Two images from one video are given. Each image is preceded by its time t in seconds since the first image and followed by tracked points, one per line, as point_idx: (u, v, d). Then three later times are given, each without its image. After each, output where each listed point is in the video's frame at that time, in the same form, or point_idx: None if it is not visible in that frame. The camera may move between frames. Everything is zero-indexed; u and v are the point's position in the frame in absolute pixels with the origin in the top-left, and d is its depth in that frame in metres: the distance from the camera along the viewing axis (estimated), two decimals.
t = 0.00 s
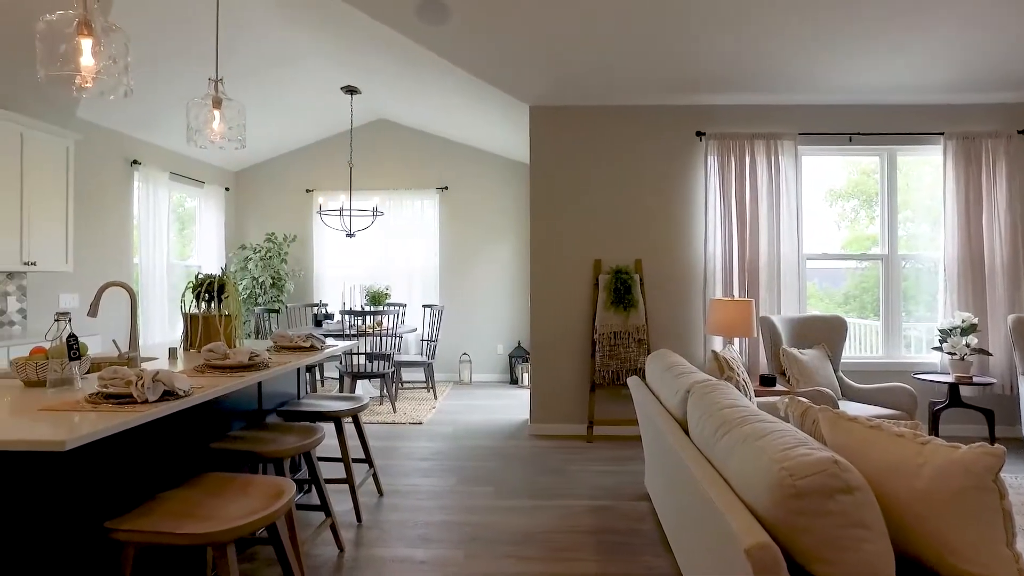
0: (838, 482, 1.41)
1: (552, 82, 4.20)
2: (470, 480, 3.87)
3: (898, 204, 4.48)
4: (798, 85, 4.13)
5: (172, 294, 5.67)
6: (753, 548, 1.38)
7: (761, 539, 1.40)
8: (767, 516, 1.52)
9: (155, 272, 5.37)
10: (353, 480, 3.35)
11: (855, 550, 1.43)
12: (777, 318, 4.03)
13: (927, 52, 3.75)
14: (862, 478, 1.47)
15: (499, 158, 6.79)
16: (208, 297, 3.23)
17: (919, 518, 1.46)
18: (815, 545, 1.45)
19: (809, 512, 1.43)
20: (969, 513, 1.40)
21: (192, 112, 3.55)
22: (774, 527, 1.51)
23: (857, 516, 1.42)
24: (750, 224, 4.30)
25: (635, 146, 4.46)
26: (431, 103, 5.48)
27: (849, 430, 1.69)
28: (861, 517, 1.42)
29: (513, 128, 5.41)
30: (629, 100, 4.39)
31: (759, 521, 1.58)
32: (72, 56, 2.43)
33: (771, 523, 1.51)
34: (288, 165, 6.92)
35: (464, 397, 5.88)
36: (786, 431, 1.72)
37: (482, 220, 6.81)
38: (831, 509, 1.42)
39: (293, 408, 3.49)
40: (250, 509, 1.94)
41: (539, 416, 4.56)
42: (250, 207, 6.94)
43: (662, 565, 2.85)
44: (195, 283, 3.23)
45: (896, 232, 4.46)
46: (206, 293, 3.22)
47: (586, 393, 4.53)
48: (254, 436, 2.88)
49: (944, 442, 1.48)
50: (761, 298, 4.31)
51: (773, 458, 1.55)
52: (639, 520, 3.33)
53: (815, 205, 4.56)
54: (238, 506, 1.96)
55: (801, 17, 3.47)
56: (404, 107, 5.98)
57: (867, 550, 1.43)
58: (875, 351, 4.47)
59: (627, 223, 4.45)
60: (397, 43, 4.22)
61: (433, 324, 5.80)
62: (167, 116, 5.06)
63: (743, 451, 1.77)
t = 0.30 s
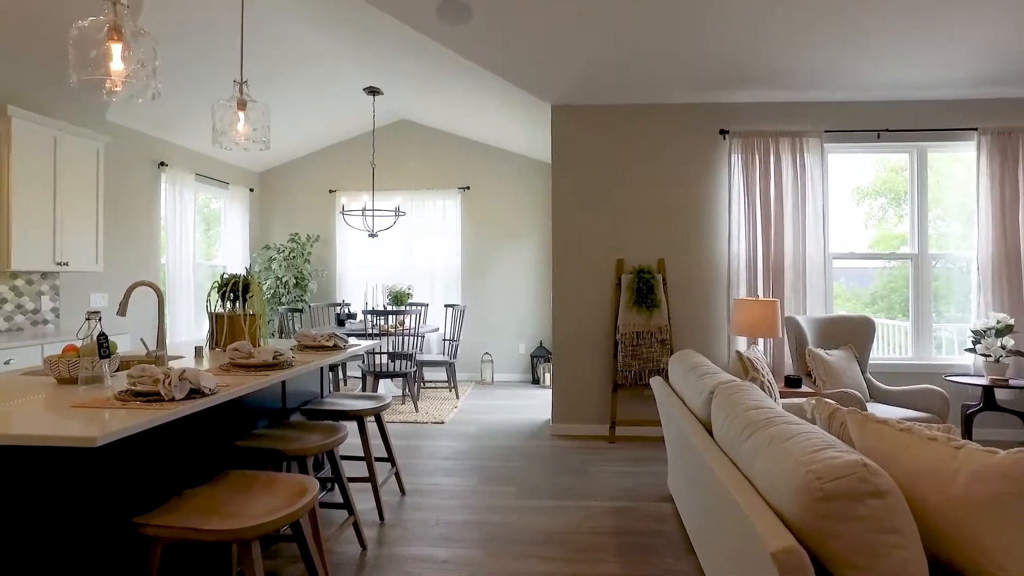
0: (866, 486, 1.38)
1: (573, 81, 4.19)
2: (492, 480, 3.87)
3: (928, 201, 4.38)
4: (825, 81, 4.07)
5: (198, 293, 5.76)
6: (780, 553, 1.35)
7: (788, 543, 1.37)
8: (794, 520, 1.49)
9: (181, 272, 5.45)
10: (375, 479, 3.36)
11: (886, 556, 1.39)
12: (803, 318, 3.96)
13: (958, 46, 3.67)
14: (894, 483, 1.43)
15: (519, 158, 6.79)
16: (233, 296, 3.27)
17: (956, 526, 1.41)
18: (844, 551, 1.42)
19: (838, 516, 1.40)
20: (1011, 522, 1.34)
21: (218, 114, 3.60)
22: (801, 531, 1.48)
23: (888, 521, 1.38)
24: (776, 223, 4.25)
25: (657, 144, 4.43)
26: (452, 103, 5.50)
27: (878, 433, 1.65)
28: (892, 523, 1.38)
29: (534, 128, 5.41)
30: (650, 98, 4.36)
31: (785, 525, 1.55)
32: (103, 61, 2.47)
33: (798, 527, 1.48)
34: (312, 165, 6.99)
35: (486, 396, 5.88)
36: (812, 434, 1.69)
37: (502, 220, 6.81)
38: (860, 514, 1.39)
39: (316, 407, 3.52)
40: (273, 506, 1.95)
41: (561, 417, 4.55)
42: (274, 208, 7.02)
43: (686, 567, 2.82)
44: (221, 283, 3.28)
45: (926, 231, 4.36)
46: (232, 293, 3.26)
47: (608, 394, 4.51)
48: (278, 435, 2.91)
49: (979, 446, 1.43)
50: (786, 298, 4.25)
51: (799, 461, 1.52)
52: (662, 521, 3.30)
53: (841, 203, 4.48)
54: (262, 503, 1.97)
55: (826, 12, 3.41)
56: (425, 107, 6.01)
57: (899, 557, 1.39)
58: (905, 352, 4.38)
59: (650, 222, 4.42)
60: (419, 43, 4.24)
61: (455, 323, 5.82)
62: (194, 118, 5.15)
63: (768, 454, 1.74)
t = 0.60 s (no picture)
0: (899, 491, 1.34)
1: (593, 79, 4.17)
2: (513, 480, 3.87)
3: (959, 199, 4.28)
4: (851, 77, 4.00)
5: (222, 293, 5.84)
6: (808, 558, 1.32)
7: (815, 548, 1.34)
8: (823, 525, 1.46)
9: (206, 271, 5.53)
10: (396, 478, 3.37)
11: (919, 564, 1.35)
12: (829, 318, 3.90)
13: (990, 41, 3.58)
14: (928, 488, 1.39)
15: (539, 157, 6.78)
16: (257, 296, 3.30)
17: (994, 535, 1.36)
18: (875, 557, 1.38)
19: (869, 521, 1.36)
20: None
21: (242, 115, 3.64)
22: (830, 536, 1.45)
23: (922, 528, 1.34)
24: (800, 222, 4.19)
25: (679, 143, 4.39)
26: (472, 102, 5.50)
27: (910, 437, 1.60)
28: (926, 530, 1.34)
29: (555, 127, 5.39)
30: (672, 96, 4.33)
31: (813, 529, 1.51)
32: (131, 64, 2.51)
33: (827, 532, 1.45)
34: (333, 166, 7.05)
35: (507, 396, 5.88)
36: (841, 437, 1.65)
37: (522, 219, 6.81)
38: (892, 520, 1.35)
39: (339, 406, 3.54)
40: (295, 504, 1.96)
41: (582, 417, 4.53)
42: (297, 208, 7.10)
43: (710, 570, 2.78)
44: (245, 283, 3.31)
45: (956, 229, 4.27)
46: (256, 292, 3.29)
47: (630, 394, 4.48)
48: (300, 433, 2.93)
49: (1018, 452, 1.38)
50: (811, 298, 4.19)
51: (827, 465, 1.48)
52: (684, 523, 3.26)
53: (868, 202, 4.41)
54: (284, 499, 1.98)
55: (852, 8, 3.35)
56: (445, 107, 6.03)
57: (934, 565, 1.34)
58: (935, 354, 4.30)
59: (672, 222, 4.39)
60: (439, 43, 4.25)
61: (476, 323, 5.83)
62: (220, 119, 5.22)
63: (795, 457, 1.70)
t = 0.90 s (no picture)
0: (934, 496, 1.31)
1: (614, 78, 4.15)
2: (535, 480, 3.86)
3: (993, 196, 4.18)
4: (880, 73, 3.93)
5: (247, 292, 5.92)
6: (839, 563, 1.29)
7: (845, 552, 1.31)
8: (852, 528, 1.42)
9: (231, 271, 5.61)
10: (418, 477, 3.39)
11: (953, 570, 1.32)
12: (856, 318, 3.84)
13: None
14: (964, 493, 1.35)
15: (560, 156, 6.77)
16: (281, 295, 3.34)
17: None
18: (907, 562, 1.35)
19: (901, 525, 1.33)
20: None
21: (267, 117, 3.68)
22: (860, 541, 1.42)
23: (958, 534, 1.31)
24: (827, 221, 4.12)
25: (702, 141, 4.35)
26: (494, 102, 5.51)
27: (943, 441, 1.56)
28: (962, 536, 1.31)
29: (576, 126, 5.38)
30: (694, 94, 4.29)
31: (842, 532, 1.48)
32: (159, 67, 2.55)
33: (857, 536, 1.42)
34: (356, 166, 7.11)
35: (529, 396, 5.88)
36: (872, 440, 1.62)
37: (543, 219, 6.80)
38: (926, 525, 1.32)
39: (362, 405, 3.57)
40: (321, 501, 1.97)
41: (604, 417, 4.51)
42: (320, 208, 7.17)
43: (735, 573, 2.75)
44: (270, 282, 3.35)
45: (990, 228, 4.17)
46: (280, 292, 3.33)
47: (653, 395, 4.45)
48: (324, 432, 2.95)
49: None
50: (838, 298, 4.12)
51: (858, 468, 1.45)
52: (708, 526, 3.23)
53: (896, 200, 4.33)
54: (309, 497, 2.00)
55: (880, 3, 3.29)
56: (466, 107, 6.05)
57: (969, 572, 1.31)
58: (968, 355, 4.20)
59: (695, 221, 4.35)
60: (460, 43, 4.27)
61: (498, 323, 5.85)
62: (245, 121, 5.30)
63: (823, 459, 1.67)
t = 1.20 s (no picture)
0: (969, 502, 1.27)
1: (634, 76, 4.12)
2: (556, 480, 3.85)
3: None
4: (907, 68, 3.85)
5: (270, 291, 5.99)
6: (871, 569, 1.26)
7: (878, 557, 1.28)
8: (883, 534, 1.39)
9: (255, 270, 5.68)
10: (439, 476, 3.39)
11: None
12: (884, 318, 3.77)
13: None
14: (1003, 499, 1.31)
15: (580, 155, 6.74)
16: (305, 295, 3.37)
17: None
18: (942, 569, 1.31)
19: (935, 531, 1.29)
20: None
21: (290, 118, 3.71)
22: (892, 547, 1.38)
23: (995, 541, 1.27)
24: (854, 219, 4.05)
25: (725, 139, 4.31)
26: (514, 101, 5.51)
27: (979, 444, 1.52)
28: (1000, 543, 1.27)
29: (597, 125, 5.36)
30: (717, 92, 4.24)
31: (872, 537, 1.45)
32: (185, 70, 2.59)
33: (889, 542, 1.38)
34: (377, 167, 7.15)
35: (550, 395, 5.87)
36: (902, 443, 1.58)
37: (563, 218, 6.78)
38: (962, 531, 1.28)
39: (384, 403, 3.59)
40: (344, 500, 1.98)
41: (626, 418, 4.48)
42: (342, 208, 7.22)
43: None
44: (293, 282, 3.39)
45: None
46: (303, 291, 3.36)
47: (675, 395, 4.41)
48: (347, 430, 2.97)
49: None
50: (865, 298, 4.06)
51: (889, 472, 1.42)
52: (732, 528, 3.20)
53: (924, 197, 4.25)
54: (332, 496, 2.01)
55: None
56: (485, 106, 6.05)
57: None
58: (1001, 356, 4.10)
59: (718, 219, 4.31)
60: (481, 42, 4.27)
61: (519, 322, 5.87)
62: (269, 122, 5.36)
63: (852, 463, 1.64)
